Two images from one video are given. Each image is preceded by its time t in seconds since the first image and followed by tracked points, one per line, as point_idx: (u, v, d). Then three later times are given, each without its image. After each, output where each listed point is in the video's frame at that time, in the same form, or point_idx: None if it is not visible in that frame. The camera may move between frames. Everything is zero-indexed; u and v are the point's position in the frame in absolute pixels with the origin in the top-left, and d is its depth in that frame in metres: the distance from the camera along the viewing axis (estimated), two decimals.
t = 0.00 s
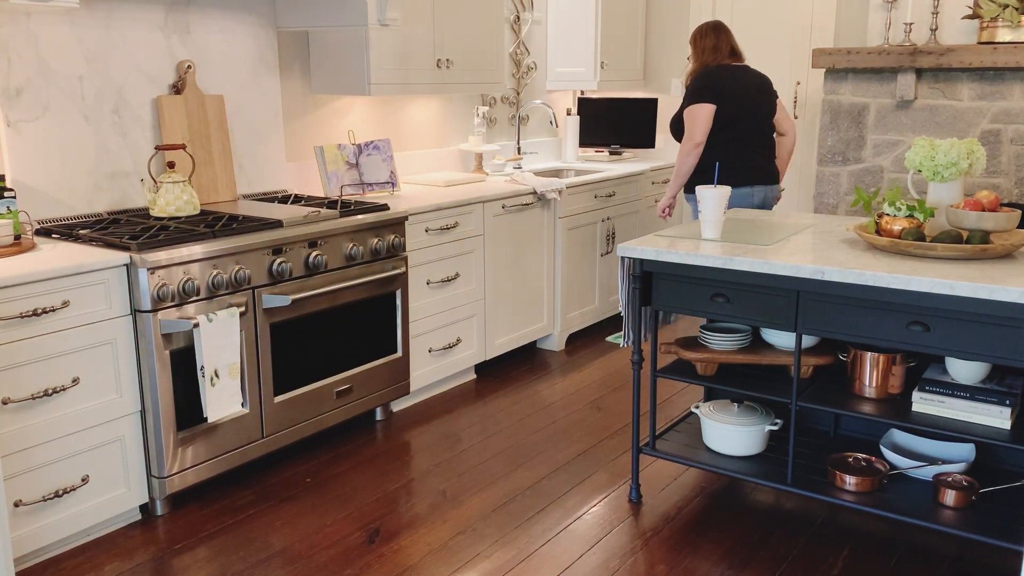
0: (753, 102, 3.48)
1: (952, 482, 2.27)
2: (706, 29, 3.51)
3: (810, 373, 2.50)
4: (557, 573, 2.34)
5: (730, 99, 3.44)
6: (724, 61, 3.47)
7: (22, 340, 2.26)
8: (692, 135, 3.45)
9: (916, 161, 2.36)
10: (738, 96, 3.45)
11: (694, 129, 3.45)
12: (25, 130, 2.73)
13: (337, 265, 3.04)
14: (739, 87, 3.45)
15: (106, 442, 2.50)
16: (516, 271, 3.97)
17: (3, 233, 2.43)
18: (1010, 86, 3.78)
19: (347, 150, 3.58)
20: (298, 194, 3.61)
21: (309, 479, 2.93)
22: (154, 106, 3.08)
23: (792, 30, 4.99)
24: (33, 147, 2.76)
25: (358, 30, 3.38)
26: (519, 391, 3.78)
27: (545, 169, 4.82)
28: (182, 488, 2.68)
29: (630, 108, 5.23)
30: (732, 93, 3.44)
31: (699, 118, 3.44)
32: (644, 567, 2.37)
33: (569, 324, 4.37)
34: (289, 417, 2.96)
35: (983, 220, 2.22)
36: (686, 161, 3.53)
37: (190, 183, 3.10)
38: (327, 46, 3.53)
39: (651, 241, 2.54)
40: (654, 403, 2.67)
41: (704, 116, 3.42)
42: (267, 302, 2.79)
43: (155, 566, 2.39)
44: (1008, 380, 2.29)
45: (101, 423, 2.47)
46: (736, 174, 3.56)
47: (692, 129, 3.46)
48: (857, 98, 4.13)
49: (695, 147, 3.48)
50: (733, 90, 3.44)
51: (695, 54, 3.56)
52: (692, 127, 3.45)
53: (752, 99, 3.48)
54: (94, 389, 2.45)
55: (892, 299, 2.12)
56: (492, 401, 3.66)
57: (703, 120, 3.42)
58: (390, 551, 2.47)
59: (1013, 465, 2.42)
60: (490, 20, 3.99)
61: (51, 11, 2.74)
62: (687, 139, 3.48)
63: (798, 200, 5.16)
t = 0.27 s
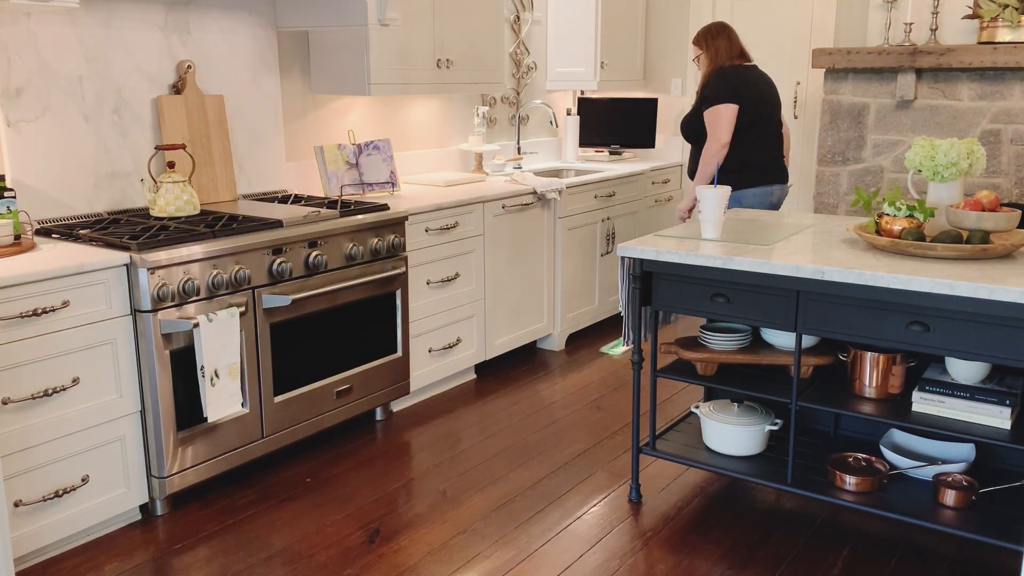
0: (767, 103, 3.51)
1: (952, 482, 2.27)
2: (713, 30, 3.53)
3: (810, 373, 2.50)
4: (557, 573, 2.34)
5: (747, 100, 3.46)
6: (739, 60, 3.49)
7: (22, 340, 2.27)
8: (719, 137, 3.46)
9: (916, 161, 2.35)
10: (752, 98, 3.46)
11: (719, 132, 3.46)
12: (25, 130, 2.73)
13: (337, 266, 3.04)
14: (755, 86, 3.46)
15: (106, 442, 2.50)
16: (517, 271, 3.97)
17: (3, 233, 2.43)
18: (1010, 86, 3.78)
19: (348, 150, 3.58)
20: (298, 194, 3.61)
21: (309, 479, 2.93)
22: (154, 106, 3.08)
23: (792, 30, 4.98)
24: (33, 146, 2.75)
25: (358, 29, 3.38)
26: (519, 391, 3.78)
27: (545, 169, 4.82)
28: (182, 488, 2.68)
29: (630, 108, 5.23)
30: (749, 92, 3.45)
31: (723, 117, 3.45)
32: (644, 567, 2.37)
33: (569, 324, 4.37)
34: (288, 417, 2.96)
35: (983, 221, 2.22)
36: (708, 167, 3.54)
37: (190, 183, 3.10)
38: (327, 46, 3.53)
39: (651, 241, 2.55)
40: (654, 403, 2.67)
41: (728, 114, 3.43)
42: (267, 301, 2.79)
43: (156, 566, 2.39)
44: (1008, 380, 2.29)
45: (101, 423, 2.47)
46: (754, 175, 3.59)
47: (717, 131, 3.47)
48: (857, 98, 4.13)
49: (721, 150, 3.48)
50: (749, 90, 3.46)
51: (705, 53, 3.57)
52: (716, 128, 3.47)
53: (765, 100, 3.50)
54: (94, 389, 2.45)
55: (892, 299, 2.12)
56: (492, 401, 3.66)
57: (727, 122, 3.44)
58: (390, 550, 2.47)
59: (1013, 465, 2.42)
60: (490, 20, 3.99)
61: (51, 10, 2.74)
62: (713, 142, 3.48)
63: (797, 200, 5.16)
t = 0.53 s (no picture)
0: (771, 105, 3.50)
1: (952, 482, 2.27)
2: (716, 31, 3.55)
3: (810, 373, 2.50)
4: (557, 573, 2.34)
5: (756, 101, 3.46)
6: (745, 63, 3.51)
7: (22, 340, 2.26)
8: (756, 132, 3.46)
9: (916, 161, 2.35)
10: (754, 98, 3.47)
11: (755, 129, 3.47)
12: (25, 130, 2.73)
13: (337, 266, 3.04)
14: (762, 88, 3.46)
15: (106, 442, 2.50)
16: (517, 271, 3.98)
17: (3, 233, 2.43)
18: (1010, 86, 3.78)
19: (348, 150, 3.58)
20: (298, 193, 3.61)
21: (309, 479, 2.93)
22: (154, 107, 3.08)
23: (792, 30, 4.98)
24: (33, 147, 2.76)
25: (358, 29, 3.38)
26: (519, 391, 3.78)
27: (545, 169, 4.82)
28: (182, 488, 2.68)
29: (630, 108, 5.23)
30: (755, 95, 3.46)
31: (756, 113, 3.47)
32: (644, 567, 2.37)
33: (569, 324, 4.37)
34: (288, 417, 2.96)
35: (983, 221, 2.22)
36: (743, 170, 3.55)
37: (191, 183, 3.10)
38: (328, 46, 3.53)
39: (651, 241, 2.55)
40: (654, 403, 2.67)
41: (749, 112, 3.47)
42: (267, 302, 2.79)
43: (155, 566, 2.39)
44: (1008, 380, 2.29)
45: (101, 423, 2.47)
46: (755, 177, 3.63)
47: (755, 128, 3.47)
48: (857, 98, 4.13)
49: (763, 147, 3.49)
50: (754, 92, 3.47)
51: (710, 54, 3.56)
52: (751, 126, 3.48)
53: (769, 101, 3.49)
54: (94, 389, 2.45)
55: (892, 299, 2.12)
56: (492, 401, 3.66)
57: (763, 118, 3.45)
58: (390, 550, 2.47)
59: (1013, 465, 2.42)
60: (489, 19, 3.99)
61: (50, 11, 2.74)
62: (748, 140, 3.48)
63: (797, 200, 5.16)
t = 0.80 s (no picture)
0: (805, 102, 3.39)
1: (952, 482, 2.27)
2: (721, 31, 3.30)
3: (810, 373, 2.50)
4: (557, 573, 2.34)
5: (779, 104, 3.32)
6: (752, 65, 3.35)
7: (22, 340, 2.26)
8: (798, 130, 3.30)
9: (916, 162, 2.35)
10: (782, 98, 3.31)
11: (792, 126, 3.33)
12: (25, 130, 2.73)
13: (338, 266, 3.04)
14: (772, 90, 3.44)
15: (106, 442, 2.50)
16: (517, 271, 3.98)
17: (3, 233, 2.43)
18: (1010, 86, 3.78)
19: (348, 150, 3.58)
20: (298, 194, 3.61)
21: (309, 479, 2.93)
22: (154, 107, 3.08)
23: (792, 30, 4.98)
24: (33, 147, 2.76)
25: (359, 29, 3.38)
26: (519, 391, 3.78)
27: (545, 169, 4.82)
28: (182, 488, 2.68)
29: (630, 108, 5.23)
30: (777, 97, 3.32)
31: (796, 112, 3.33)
32: (644, 567, 2.37)
33: (569, 324, 4.37)
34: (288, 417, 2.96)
35: (983, 221, 2.22)
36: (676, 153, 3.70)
37: (190, 183, 3.10)
38: (328, 46, 3.53)
39: (651, 242, 2.55)
40: (654, 403, 2.67)
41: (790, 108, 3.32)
42: (267, 301, 2.79)
43: (155, 566, 2.39)
44: (1008, 380, 2.29)
45: (101, 423, 2.47)
46: (777, 178, 3.50)
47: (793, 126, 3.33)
48: (857, 98, 4.14)
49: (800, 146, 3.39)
50: (779, 93, 3.32)
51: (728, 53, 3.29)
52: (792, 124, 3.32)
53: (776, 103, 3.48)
54: (94, 389, 2.45)
55: (892, 299, 2.12)
56: (492, 401, 3.66)
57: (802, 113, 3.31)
58: (390, 551, 2.47)
59: (1013, 465, 2.42)
60: (489, 19, 3.99)
61: (50, 11, 2.74)
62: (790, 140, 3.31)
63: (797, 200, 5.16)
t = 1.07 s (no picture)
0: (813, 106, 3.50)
1: (952, 482, 2.27)
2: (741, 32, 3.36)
3: (810, 373, 2.50)
4: (558, 573, 2.34)
5: (792, 107, 3.42)
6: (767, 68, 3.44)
7: (22, 340, 2.26)
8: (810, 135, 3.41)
9: (916, 162, 2.35)
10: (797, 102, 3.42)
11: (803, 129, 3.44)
12: (25, 130, 2.73)
13: (338, 266, 3.04)
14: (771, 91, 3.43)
15: (106, 442, 2.50)
16: (517, 271, 3.98)
17: (3, 233, 2.43)
18: (1010, 86, 3.78)
19: (348, 150, 3.58)
20: (298, 193, 3.61)
21: (308, 479, 2.93)
22: (154, 107, 3.08)
23: (792, 30, 4.98)
24: (33, 147, 2.76)
25: (358, 29, 3.38)
26: (519, 391, 3.78)
27: (545, 169, 4.82)
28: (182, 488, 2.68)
29: (630, 108, 5.23)
30: (793, 100, 3.41)
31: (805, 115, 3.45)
32: (644, 567, 2.37)
33: (568, 324, 4.37)
34: (288, 417, 2.96)
35: (983, 221, 2.22)
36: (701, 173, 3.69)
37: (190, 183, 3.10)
38: (328, 46, 3.53)
39: (651, 242, 2.55)
40: (654, 403, 2.67)
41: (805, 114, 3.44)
42: (267, 301, 2.79)
43: (155, 566, 2.39)
44: (1008, 380, 2.29)
45: (101, 423, 2.47)
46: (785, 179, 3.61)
47: (804, 131, 3.44)
48: (857, 98, 4.14)
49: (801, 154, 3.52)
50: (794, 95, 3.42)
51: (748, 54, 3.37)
52: (805, 130, 3.44)
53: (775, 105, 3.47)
54: (94, 389, 2.45)
55: (892, 299, 2.12)
56: (492, 401, 3.66)
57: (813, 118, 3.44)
58: (390, 550, 2.47)
59: (1013, 465, 2.42)
60: (489, 19, 3.99)
61: (50, 10, 2.74)
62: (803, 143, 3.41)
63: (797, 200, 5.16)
